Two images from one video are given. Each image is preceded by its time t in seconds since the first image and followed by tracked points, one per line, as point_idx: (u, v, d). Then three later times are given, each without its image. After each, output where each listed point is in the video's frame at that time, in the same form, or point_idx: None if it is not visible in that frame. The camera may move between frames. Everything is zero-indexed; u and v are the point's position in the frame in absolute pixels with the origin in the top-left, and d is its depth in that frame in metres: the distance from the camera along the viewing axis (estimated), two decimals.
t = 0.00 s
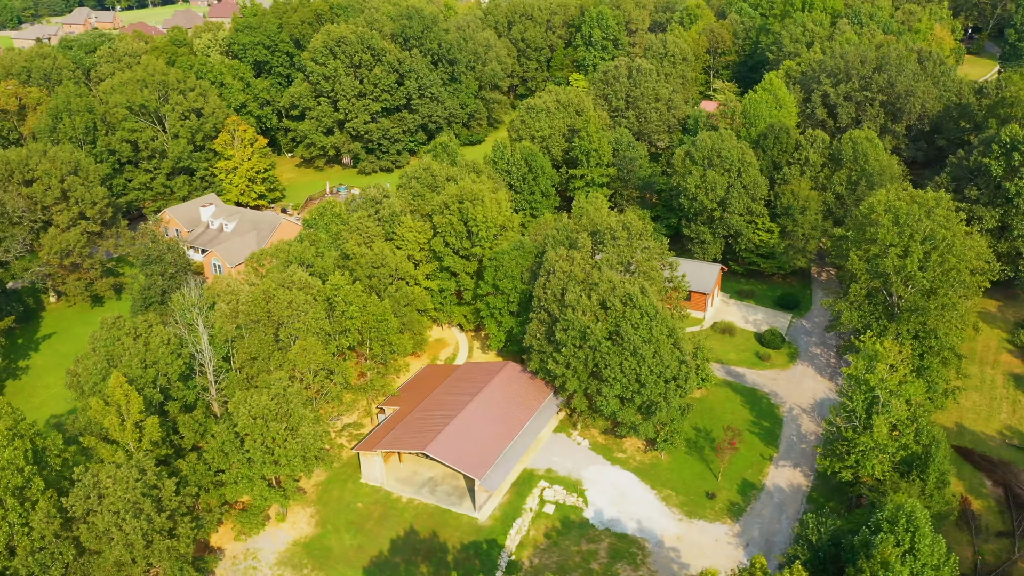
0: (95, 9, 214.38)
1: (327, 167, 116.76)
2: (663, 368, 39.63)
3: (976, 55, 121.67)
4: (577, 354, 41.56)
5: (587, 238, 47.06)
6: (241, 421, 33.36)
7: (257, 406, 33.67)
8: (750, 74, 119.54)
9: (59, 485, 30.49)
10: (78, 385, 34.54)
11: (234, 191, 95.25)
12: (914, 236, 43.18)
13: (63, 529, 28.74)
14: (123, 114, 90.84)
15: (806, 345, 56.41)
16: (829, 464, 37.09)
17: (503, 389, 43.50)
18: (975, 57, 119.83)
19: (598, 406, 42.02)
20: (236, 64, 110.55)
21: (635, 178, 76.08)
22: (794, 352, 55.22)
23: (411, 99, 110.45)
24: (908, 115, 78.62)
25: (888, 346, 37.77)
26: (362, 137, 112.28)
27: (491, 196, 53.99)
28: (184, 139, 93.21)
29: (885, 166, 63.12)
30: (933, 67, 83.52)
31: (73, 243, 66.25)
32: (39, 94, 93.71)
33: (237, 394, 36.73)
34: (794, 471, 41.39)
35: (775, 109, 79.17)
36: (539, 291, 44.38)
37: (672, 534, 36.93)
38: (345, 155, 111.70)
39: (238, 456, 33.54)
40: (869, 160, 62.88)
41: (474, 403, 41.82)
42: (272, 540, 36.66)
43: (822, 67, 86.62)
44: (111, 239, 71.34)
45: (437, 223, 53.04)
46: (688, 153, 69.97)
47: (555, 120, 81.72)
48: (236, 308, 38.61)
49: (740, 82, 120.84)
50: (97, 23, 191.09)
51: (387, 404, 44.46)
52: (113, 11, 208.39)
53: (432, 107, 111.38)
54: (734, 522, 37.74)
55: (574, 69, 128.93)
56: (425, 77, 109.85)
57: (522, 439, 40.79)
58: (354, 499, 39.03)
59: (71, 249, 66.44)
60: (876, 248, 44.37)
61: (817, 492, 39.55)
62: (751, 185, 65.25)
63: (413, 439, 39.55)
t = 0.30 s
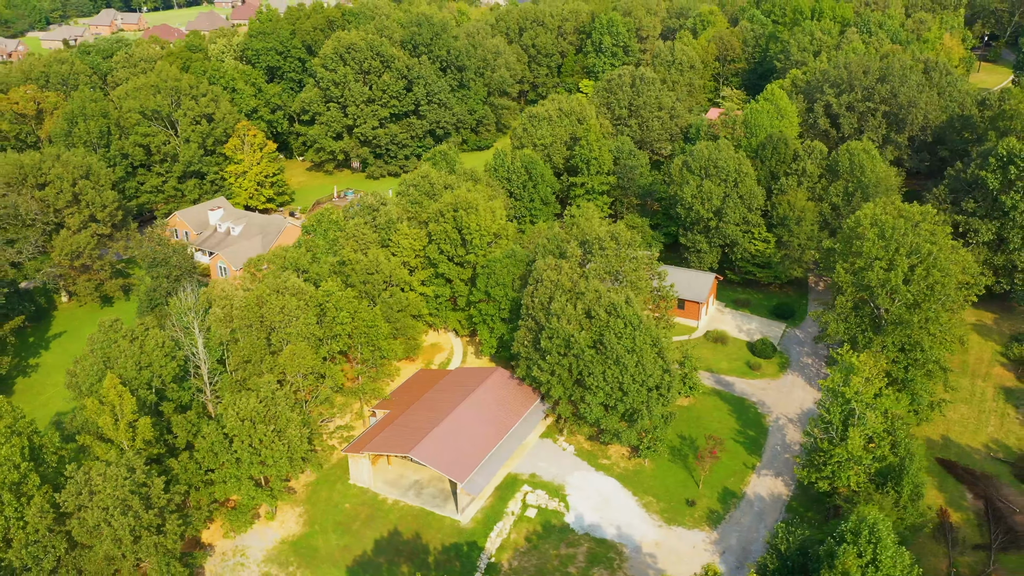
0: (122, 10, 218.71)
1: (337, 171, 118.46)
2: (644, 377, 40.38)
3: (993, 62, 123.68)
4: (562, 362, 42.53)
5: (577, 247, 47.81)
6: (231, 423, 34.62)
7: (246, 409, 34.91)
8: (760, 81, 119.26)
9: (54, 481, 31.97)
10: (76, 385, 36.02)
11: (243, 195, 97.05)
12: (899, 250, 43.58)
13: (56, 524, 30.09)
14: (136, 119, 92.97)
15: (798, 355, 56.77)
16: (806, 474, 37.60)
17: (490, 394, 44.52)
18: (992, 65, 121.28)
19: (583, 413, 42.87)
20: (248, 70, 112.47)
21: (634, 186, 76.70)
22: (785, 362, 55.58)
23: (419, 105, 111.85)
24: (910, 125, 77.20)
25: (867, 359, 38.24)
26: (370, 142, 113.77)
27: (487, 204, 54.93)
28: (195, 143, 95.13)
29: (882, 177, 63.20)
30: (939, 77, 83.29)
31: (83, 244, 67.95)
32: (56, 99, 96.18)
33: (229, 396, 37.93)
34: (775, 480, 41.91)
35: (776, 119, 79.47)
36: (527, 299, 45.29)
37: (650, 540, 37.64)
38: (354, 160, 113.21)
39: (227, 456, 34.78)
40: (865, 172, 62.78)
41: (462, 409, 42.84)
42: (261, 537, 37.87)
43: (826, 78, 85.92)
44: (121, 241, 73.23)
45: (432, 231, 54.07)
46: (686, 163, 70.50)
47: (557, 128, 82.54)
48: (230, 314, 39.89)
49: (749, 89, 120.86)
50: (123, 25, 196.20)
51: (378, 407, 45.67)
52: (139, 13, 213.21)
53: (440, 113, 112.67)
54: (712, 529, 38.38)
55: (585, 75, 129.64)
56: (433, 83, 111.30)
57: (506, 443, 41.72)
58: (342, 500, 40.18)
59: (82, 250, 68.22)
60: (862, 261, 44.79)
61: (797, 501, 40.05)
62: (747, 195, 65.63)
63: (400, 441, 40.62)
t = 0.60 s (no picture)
0: (146, 12, 222.77)
1: (347, 174, 120.27)
2: (630, 382, 41.35)
3: (1009, 68, 125.01)
4: (551, 367, 43.68)
5: (570, 255, 48.76)
6: (227, 422, 36.10)
7: (241, 409, 36.41)
8: (769, 88, 118.94)
9: (58, 475, 33.58)
10: (81, 383, 37.69)
11: (253, 198, 99.10)
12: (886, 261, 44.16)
13: (58, 515, 31.67)
14: (151, 123, 95.27)
15: (791, 362, 57.34)
16: (787, 480, 38.32)
17: (482, 397, 45.74)
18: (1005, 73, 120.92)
19: (571, 416, 43.90)
20: (261, 75, 114.56)
21: (635, 193, 77.52)
22: (777, 369, 56.17)
23: (428, 110, 113.32)
24: (912, 135, 76.94)
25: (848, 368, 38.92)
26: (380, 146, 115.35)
27: (484, 211, 56.06)
28: (208, 147, 97.26)
29: (880, 187, 63.53)
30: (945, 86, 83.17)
31: (97, 246, 70.00)
32: (75, 103, 98.82)
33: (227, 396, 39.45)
34: (760, 486, 42.64)
35: (778, 128, 79.93)
36: (519, 304, 46.45)
37: (632, 542, 38.54)
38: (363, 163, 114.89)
39: (222, 454, 36.24)
40: (862, 181, 63.16)
41: (453, 410, 44.08)
42: (256, 532, 39.29)
43: (829, 86, 85.58)
44: (134, 242, 75.30)
45: (430, 236, 55.29)
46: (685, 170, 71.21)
47: (560, 134, 83.56)
48: (229, 316, 41.40)
49: (758, 96, 121.03)
50: (148, 26, 200.63)
51: (373, 408, 47.07)
52: (162, 15, 217.55)
53: (448, 118, 114.07)
54: (695, 533, 39.22)
55: (594, 81, 130.33)
56: (442, 89, 112.85)
57: (495, 444, 42.91)
58: (335, 497, 41.51)
59: (95, 251, 70.30)
60: (849, 271, 45.40)
61: (779, 507, 40.78)
62: (745, 203, 66.28)
63: (392, 441, 41.91)
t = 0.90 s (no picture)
0: (164, 14, 225.93)
1: (354, 177, 122.01)
2: (617, 385, 42.45)
3: (1018, 74, 125.28)
4: (541, 370, 44.88)
5: (563, 260, 49.87)
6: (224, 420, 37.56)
7: (238, 407, 37.90)
8: (773, 93, 119.33)
9: (63, 468, 35.24)
10: (87, 381, 39.39)
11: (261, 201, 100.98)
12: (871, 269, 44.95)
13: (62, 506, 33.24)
14: (162, 127, 97.34)
15: (782, 367, 58.18)
16: (768, 482, 39.27)
17: (474, 398, 47.11)
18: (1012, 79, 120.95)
19: (560, 418, 45.06)
20: (271, 79, 116.49)
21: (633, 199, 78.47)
22: (768, 373, 57.05)
23: (434, 115, 114.97)
24: (910, 142, 77.35)
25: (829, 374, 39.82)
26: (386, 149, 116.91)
27: (481, 216, 57.31)
28: (217, 150, 99.21)
29: (874, 195, 64.17)
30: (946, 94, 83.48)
31: (107, 246, 71.84)
32: (89, 106, 101.19)
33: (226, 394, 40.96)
34: (744, 488, 43.62)
35: (776, 135, 80.66)
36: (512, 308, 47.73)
37: (617, 541, 39.62)
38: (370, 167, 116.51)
39: (220, 450, 37.72)
40: (856, 189, 63.85)
41: (446, 410, 45.47)
42: (253, 526, 40.77)
43: (829, 94, 86.06)
44: (144, 243, 77.22)
45: (428, 241, 56.60)
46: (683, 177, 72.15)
47: (562, 140, 84.69)
48: (230, 317, 42.92)
49: (763, 101, 121.47)
50: (166, 28, 204.04)
51: (369, 407, 48.55)
52: (180, 16, 220.47)
53: (453, 123, 115.64)
54: (678, 532, 40.24)
55: (601, 85, 130.96)
56: (447, 94, 114.43)
57: (485, 443, 44.23)
58: (329, 493, 42.90)
59: (106, 252, 72.19)
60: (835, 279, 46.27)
61: (761, 508, 41.70)
62: (740, 210, 67.13)
63: (385, 439, 43.31)
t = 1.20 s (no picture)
0: (182, 16, 229.59)
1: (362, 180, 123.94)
2: (607, 387, 43.69)
3: None
4: (535, 371, 46.21)
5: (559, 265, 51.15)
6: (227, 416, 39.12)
7: (241, 404, 39.43)
8: (778, 99, 120.37)
9: (74, 460, 36.96)
10: (98, 377, 41.16)
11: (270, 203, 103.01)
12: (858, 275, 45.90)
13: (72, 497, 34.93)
14: (175, 130, 99.54)
15: (775, 370, 59.17)
16: (754, 482, 40.34)
17: (471, 397, 48.56)
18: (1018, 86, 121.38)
19: (553, 418, 46.34)
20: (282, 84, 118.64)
21: (634, 203, 79.66)
22: (761, 376, 58.09)
23: (441, 119, 116.77)
24: (909, 149, 77.99)
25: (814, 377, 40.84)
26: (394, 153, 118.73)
27: (481, 220, 58.77)
28: (228, 153, 101.34)
29: (869, 202, 65.00)
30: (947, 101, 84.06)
31: (120, 247, 73.78)
32: (105, 110, 103.70)
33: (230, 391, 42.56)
34: (732, 488, 44.71)
35: (776, 141, 81.60)
36: (508, 311, 49.15)
37: (606, 538, 40.82)
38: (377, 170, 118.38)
39: (223, 445, 39.24)
40: (851, 196, 64.71)
41: (443, 409, 46.92)
42: (255, 518, 42.37)
43: (829, 100, 86.79)
44: (156, 244, 79.24)
45: (429, 244, 58.17)
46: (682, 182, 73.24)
47: (565, 145, 85.95)
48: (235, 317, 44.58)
49: (768, 106, 122.19)
50: (183, 30, 207.43)
51: (369, 406, 50.08)
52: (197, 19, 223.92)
53: (460, 127, 117.30)
54: (666, 530, 41.41)
55: (607, 90, 131.93)
56: (455, 98, 116.22)
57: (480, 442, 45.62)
58: (329, 488, 44.42)
59: (119, 252, 74.20)
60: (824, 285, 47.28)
61: (748, 508, 42.75)
62: (738, 216, 68.15)
63: (384, 436, 44.80)
